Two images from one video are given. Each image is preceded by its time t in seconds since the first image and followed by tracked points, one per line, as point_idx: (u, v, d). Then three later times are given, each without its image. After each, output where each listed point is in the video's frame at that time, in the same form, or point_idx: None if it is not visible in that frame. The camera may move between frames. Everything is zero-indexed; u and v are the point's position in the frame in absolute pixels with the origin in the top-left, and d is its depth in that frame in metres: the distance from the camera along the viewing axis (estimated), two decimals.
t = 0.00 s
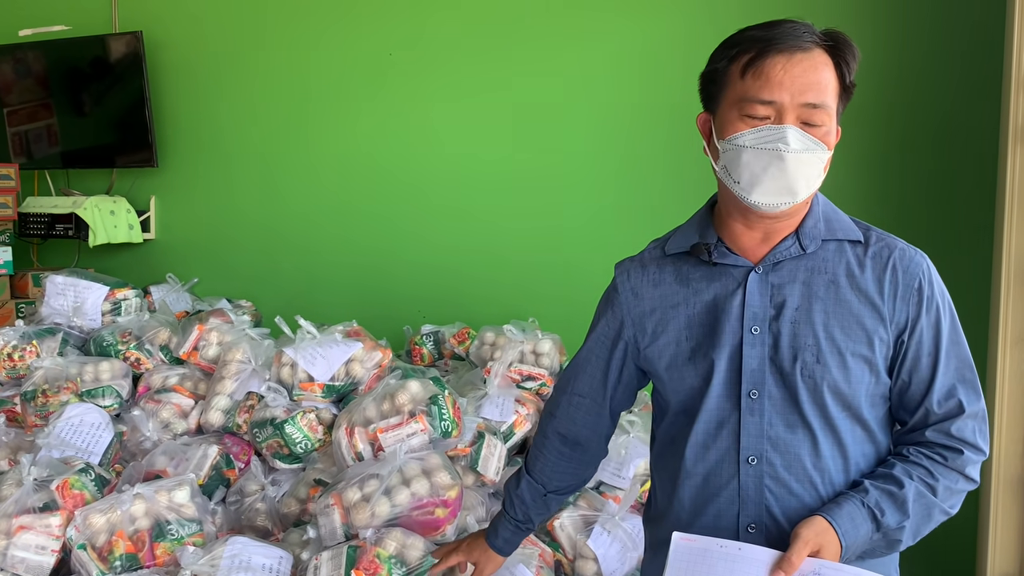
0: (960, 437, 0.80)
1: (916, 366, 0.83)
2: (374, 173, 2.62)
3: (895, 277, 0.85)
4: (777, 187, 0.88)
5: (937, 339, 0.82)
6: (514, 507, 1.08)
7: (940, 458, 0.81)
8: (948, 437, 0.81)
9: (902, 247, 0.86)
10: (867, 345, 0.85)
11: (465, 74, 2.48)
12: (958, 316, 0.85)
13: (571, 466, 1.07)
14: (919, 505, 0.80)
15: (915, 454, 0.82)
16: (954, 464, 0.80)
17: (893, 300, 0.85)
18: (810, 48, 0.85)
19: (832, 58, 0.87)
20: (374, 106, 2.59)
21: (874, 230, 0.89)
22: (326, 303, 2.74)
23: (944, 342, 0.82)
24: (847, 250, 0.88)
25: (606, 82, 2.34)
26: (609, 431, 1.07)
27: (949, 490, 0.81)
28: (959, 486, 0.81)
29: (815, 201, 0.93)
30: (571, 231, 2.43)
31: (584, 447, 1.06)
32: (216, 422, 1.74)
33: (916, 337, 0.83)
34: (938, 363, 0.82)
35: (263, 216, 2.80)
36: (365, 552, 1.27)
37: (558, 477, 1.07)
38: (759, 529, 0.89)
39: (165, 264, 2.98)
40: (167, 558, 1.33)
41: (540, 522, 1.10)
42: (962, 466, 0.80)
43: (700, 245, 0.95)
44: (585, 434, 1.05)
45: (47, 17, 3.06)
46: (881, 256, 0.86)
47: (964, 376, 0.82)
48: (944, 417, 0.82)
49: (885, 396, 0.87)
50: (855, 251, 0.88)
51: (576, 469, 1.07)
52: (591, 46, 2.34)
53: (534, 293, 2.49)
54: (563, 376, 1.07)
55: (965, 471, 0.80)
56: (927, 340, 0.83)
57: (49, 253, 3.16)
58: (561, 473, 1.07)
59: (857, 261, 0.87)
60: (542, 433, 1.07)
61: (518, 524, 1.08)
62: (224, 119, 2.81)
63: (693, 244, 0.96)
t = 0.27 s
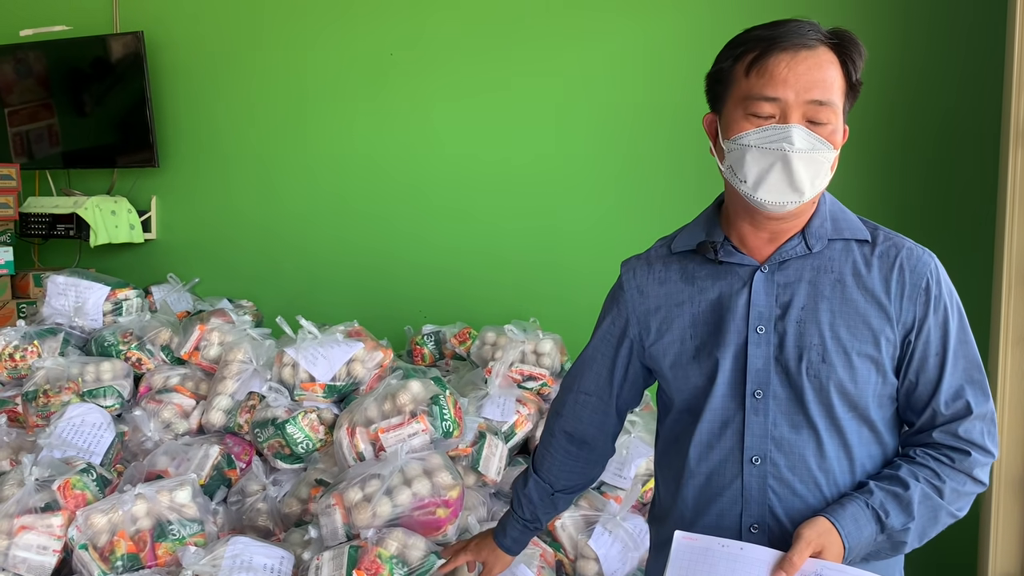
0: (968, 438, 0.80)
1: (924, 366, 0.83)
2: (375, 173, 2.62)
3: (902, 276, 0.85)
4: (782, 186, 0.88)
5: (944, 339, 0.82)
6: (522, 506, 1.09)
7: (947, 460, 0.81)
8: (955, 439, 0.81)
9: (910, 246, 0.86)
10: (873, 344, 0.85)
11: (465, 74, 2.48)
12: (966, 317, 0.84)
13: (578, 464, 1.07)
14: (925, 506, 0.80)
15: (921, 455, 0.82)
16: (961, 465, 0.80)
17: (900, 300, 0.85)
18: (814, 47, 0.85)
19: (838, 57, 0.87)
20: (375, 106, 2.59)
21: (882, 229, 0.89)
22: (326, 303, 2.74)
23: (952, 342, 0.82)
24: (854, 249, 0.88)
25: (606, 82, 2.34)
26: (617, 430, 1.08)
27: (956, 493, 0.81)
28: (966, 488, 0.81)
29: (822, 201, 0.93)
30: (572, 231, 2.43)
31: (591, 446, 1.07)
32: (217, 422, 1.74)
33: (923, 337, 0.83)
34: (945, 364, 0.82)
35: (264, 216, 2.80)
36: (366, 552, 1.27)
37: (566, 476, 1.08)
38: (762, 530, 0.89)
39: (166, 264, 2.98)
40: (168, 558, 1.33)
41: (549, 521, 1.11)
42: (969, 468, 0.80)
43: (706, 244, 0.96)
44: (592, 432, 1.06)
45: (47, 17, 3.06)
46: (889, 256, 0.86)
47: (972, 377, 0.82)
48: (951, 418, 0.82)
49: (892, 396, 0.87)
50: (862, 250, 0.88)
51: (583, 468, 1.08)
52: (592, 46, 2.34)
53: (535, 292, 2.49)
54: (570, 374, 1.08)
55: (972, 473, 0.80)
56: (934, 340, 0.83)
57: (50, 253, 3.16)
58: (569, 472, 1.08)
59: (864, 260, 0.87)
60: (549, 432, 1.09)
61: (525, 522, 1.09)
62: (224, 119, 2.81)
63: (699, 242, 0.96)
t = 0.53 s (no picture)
0: (976, 439, 0.80)
1: (932, 366, 0.83)
2: (377, 173, 2.62)
3: (911, 276, 0.84)
4: (792, 182, 0.87)
5: (954, 339, 0.82)
6: (524, 501, 1.09)
7: (954, 461, 0.80)
8: (963, 440, 0.81)
9: (920, 246, 0.85)
10: (881, 344, 0.85)
11: (466, 73, 2.48)
12: (976, 317, 0.84)
13: (581, 459, 1.07)
14: (931, 507, 0.80)
15: (928, 456, 0.82)
16: (969, 467, 0.80)
17: (909, 299, 0.84)
18: (822, 44, 0.86)
19: (846, 54, 0.87)
20: (376, 105, 2.59)
21: (891, 229, 0.89)
22: (327, 302, 2.74)
23: (961, 343, 0.82)
24: (863, 248, 0.88)
25: (608, 82, 2.34)
26: (620, 425, 1.08)
27: (963, 494, 0.81)
28: (973, 489, 0.81)
29: (830, 201, 0.93)
30: (573, 230, 2.43)
31: (594, 441, 1.07)
32: (218, 421, 1.74)
33: (932, 336, 0.83)
34: (954, 365, 0.81)
35: (265, 215, 2.80)
36: (368, 551, 1.27)
37: (568, 471, 1.08)
38: (767, 528, 0.90)
39: (167, 263, 2.98)
40: (170, 556, 1.33)
41: (551, 516, 1.10)
42: (977, 469, 0.80)
43: (715, 240, 0.95)
44: (595, 428, 1.06)
45: (48, 16, 3.06)
46: (898, 255, 0.86)
47: (981, 378, 0.81)
48: (959, 419, 0.81)
49: (900, 396, 0.87)
50: (871, 250, 0.88)
51: (584, 463, 1.08)
52: (593, 45, 2.34)
53: (536, 292, 2.49)
54: (574, 369, 1.08)
55: (979, 474, 0.80)
56: (943, 340, 0.82)
57: (51, 252, 3.16)
58: (571, 467, 1.08)
59: (873, 259, 0.87)
60: (552, 427, 1.08)
61: (527, 517, 1.09)
62: (225, 118, 2.82)
63: (708, 239, 0.96)
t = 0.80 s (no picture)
0: (982, 441, 0.80)
1: (939, 368, 0.83)
2: (378, 172, 2.62)
3: (920, 278, 0.85)
4: (801, 183, 0.88)
5: (961, 341, 0.82)
6: (535, 510, 1.07)
7: (961, 462, 0.81)
8: (968, 442, 0.81)
9: (928, 249, 0.86)
10: (889, 344, 0.85)
11: (468, 72, 2.48)
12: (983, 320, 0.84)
13: (592, 463, 1.06)
14: (938, 508, 0.80)
15: (935, 457, 0.82)
16: (975, 469, 0.80)
17: (917, 300, 0.84)
18: (834, 44, 0.85)
19: (858, 53, 0.86)
20: (377, 104, 2.59)
21: (900, 230, 0.88)
22: (329, 301, 2.74)
23: (968, 345, 0.82)
24: (873, 249, 0.88)
25: (610, 81, 2.34)
26: (631, 425, 1.07)
27: (969, 496, 0.81)
28: (979, 491, 0.81)
29: (841, 200, 0.93)
30: (575, 229, 2.43)
31: (606, 443, 1.06)
32: (219, 419, 1.74)
33: (939, 338, 0.83)
34: (961, 366, 0.81)
35: (266, 214, 2.80)
36: (369, 549, 1.27)
37: (580, 476, 1.06)
38: (774, 527, 0.89)
39: (168, 262, 2.98)
40: (171, 554, 1.33)
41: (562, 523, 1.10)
42: (983, 471, 0.80)
43: (724, 238, 0.95)
44: (608, 429, 1.05)
45: (49, 15, 3.06)
46: (907, 257, 0.86)
47: (987, 380, 0.82)
48: (966, 421, 0.81)
49: (907, 398, 0.87)
50: (880, 250, 0.88)
51: (596, 466, 1.07)
52: (594, 44, 2.34)
53: (538, 291, 2.49)
54: (582, 371, 1.06)
55: (985, 476, 0.80)
56: (951, 342, 0.82)
57: (52, 250, 3.16)
58: (584, 473, 1.06)
59: (882, 260, 0.87)
60: (563, 432, 1.07)
61: (539, 526, 1.08)
62: (227, 117, 2.82)
63: (717, 237, 0.96)
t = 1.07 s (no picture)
0: (986, 441, 0.80)
1: (944, 368, 0.83)
2: (379, 171, 2.62)
3: (925, 278, 0.85)
4: (807, 184, 0.87)
5: (966, 341, 0.82)
6: (544, 519, 1.05)
7: (965, 462, 0.81)
8: (972, 442, 0.81)
9: (932, 250, 0.86)
10: (895, 344, 0.85)
11: (468, 71, 2.48)
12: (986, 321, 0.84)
13: (600, 466, 1.05)
14: (943, 508, 0.80)
15: (939, 456, 0.82)
16: (979, 468, 0.80)
17: (923, 300, 0.84)
18: (840, 46, 0.85)
19: (865, 55, 0.87)
20: (377, 104, 2.59)
21: (905, 231, 0.89)
22: (329, 300, 2.74)
23: (972, 345, 0.82)
24: (878, 249, 0.88)
25: (611, 81, 2.34)
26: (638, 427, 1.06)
27: (973, 495, 0.81)
28: (982, 491, 0.81)
29: (846, 201, 0.93)
30: (576, 228, 2.43)
31: (615, 446, 1.04)
32: (220, 418, 1.74)
33: (944, 339, 0.83)
34: (966, 366, 0.82)
35: (267, 213, 2.80)
36: (369, 549, 1.27)
37: (588, 480, 1.04)
38: (779, 525, 0.89)
39: (169, 261, 2.98)
40: (171, 553, 1.33)
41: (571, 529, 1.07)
42: (986, 471, 0.80)
43: (729, 238, 0.95)
44: (616, 432, 1.03)
45: (50, 14, 3.06)
46: (912, 257, 0.86)
47: (991, 381, 0.82)
48: (970, 421, 0.82)
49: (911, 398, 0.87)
50: (885, 251, 0.88)
51: (604, 470, 1.05)
52: (595, 44, 2.34)
53: (538, 290, 2.49)
54: (588, 374, 1.05)
55: (989, 475, 0.81)
56: (955, 342, 0.83)
57: (52, 249, 3.16)
58: (592, 476, 1.04)
59: (887, 261, 0.87)
60: (569, 437, 1.05)
61: (548, 535, 1.05)
62: (228, 116, 2.82)
63: (722, 237, 0.96)
